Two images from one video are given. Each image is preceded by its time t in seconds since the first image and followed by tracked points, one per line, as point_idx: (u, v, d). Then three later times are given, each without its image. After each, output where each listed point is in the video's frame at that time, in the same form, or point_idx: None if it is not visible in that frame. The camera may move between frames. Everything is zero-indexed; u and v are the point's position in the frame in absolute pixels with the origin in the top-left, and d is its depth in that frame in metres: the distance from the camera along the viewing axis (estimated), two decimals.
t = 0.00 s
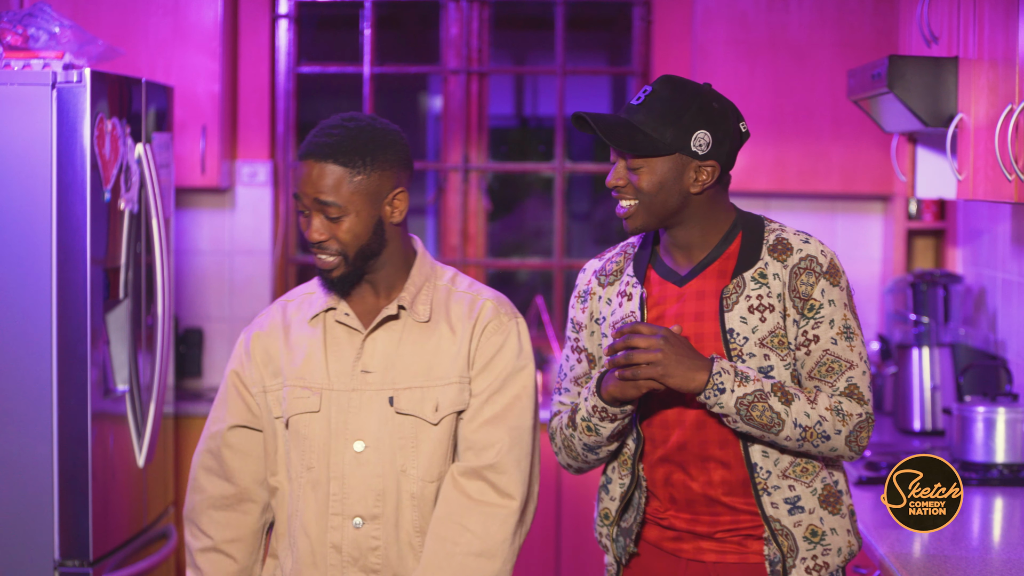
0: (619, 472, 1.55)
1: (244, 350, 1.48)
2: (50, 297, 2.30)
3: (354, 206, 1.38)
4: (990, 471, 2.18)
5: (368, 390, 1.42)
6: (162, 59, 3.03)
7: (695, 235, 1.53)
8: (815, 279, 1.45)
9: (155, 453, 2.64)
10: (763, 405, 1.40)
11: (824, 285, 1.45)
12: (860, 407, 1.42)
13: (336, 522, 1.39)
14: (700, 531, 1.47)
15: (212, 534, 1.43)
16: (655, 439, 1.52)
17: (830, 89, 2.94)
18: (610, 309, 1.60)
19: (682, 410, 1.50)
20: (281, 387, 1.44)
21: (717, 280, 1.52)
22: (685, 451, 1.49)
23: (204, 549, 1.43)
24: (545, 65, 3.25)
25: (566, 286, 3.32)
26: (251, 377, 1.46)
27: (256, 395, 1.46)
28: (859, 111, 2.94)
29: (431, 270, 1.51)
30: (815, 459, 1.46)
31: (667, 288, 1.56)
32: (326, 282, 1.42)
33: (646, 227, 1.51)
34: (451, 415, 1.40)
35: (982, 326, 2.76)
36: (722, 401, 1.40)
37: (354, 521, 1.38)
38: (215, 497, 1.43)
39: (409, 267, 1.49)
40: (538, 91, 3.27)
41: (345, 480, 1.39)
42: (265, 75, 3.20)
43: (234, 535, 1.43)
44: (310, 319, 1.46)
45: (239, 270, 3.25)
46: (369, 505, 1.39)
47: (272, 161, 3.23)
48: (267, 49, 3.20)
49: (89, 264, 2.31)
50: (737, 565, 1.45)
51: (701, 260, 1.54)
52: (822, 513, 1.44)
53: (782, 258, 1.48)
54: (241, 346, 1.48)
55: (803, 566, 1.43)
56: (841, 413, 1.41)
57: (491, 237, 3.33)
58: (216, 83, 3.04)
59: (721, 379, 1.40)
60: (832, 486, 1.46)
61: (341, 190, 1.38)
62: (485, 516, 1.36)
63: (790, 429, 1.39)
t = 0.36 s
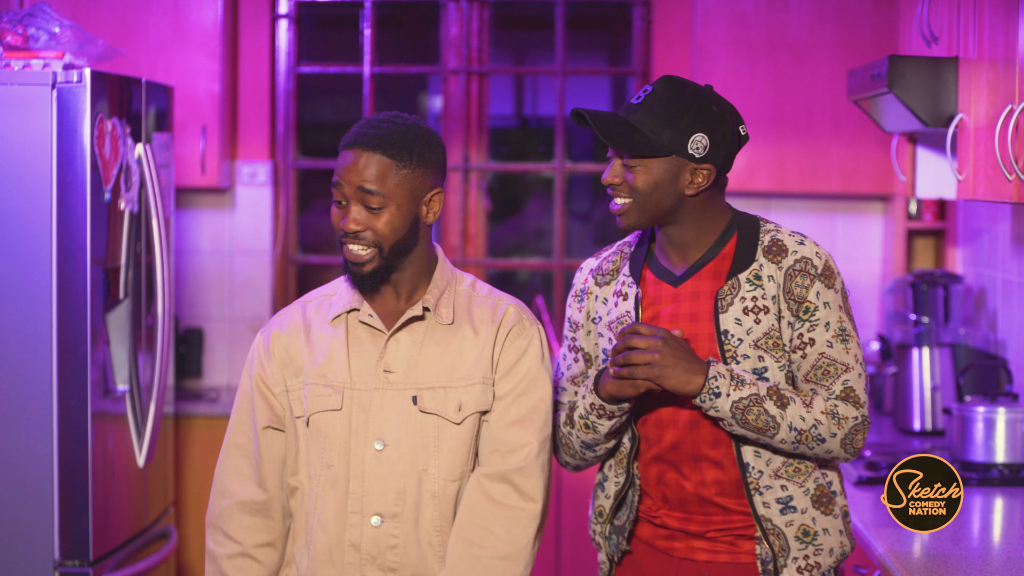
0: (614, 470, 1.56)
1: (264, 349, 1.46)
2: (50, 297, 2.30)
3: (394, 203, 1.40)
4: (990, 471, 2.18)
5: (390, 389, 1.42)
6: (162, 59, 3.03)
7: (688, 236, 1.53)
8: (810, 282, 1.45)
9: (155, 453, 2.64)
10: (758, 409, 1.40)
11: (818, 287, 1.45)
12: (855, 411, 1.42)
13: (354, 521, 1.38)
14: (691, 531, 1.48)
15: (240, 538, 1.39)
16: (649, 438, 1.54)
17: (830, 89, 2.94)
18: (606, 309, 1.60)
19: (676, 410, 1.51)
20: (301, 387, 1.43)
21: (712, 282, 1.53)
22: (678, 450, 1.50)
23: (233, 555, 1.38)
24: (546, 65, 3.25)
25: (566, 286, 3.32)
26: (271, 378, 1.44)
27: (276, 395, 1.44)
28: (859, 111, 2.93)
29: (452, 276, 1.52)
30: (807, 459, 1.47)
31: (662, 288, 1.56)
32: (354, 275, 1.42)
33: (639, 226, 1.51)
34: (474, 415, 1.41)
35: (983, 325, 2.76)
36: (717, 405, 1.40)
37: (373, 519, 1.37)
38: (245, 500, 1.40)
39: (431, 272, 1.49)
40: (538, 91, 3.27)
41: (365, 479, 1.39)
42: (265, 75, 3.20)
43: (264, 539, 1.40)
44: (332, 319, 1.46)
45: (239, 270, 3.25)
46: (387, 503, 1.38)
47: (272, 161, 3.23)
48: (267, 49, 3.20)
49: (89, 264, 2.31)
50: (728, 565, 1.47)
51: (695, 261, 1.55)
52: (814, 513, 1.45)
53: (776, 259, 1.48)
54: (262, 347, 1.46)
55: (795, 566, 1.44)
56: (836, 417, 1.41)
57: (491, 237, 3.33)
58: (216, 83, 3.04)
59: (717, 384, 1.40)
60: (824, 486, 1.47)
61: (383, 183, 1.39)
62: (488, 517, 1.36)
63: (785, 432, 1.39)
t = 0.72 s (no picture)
0: (612, 467, 1.56)
1: (262, 348, 1.43)
2: (50, 296, 2.30)
3: (401, 204, 1.39)
4: (990, 471, 2.18)
5: (395, 390, 1.42)
6: (162, 59, 3.03)
7: (689, 234, 1.53)
8: (810, 283, 1.46)
9: (155, 453, 2.64)
10: (757, 410, 1.40)
11: (818, 289, 1.46)
12: (854, 412, 1.43)
13: (360, 522, 1.37)
14: (688, 529, 1.48)
15: (241, 540, 1.36)
16: (647, 436, 1.54)
17: (830, 89, 2.94)
18: (605, 307, 1.60)
19: (674, 408, 1.51)
20: (303, 389, 1.41)
21: (711, 281, 1.53)
22: (677, 448, 1.51)
23: (235, 557, 1.36)
24: (546, 65, 3.25)
25: (565, 286, 3.32)
26: (272, 380, 1.42)
27: (276, 398, 1.42)
28: (859, 111, 2.93)
29: (450, 277, 1.52)
30: (804, 459, 1.48)
31: (662, 287, 1.56)
32: (357, 277, 1.41)
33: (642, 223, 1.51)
34: (480, 415, 1.41)
35: (982, 325, 2.76)
36: (716, 405, 1.40)
37: (380, 520, 1.37)
38: (246, 501, 1.37)
39: (431, 274, 1.50)
40: (538, 91, 3.26)
41: (372, 480, 1.38)
42: (265, 75, 3.20)
43: (265, 540, 1.37)
44: (333, 321, 1.45)
45: (239, 270, 3.25)
46: (395, 503, 1.38)
47: (271, 161, 3.23)
48: (267, 49, 3.20)
49: (88, 263, 2.31)
50: (724, 563, 1.46)
51: (696, 260, 1.55)
52: (811, 512, 1.46)
53: (777, 260, 1.48)
54: (259, 348, 1.43)
55: (793, 564, 1.44)
56: (835, 418, 1.42)
57: (491, 237, 3.33)
58: (216, 83, 3.04)
59: (716, 384, 1.40)
60: (821, 485, 1.48)
61: (390, 184, 1.38)
62: (492, 518, 1.37)
63: (783, 433, 1.40)
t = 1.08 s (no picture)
0: (606, 461, 1.56)
1: (263, 350, 1.43)
2: (50, 296, 2.30)
3: (399, 206, 1.39)
4: (990, 471, 2.18)
5: (397, 392, 1.42)
6: (162, 58, 3.03)
7: (700, 224, 1.54)
8: (810, 283, 1.47)
9: (155, 454, 2.64)
10: (748, 407, 1.40)
11: (817, 289, 1.47)
12: (842, 415, 1.44)
13: (362, 524, 1.37)
14: (680, 528, 1.48)
15: (244, 542, 1.36)
16: (644, 431, 1.53)
17: (830, 89, 2.94)
18: (605, 301, 1.60)
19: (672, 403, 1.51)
20: (304, 391, 1.41)
21: (714, 275, 1.53)
22: (673, 444, 1.51)
23: (238, 560, 1.36)
24: (546, 65, 3.25)
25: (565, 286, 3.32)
26: (273, 382, 1.41)
27: (277, 400, 1.41)
28: (859, 111, 2.94)
29: (450, 278, 1.52)
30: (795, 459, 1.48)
31: (664, 281, 1.57)
32: (360, 276, 1.41)
33: (687, 176, 1.49)
34: (481, 416, 1.41)
35: (982, 325, 2.76)
36: (708, 400, 1.40)
37: (382, 522, 1.37)
38: (249, 504, 1.37)
39: (431, 274, 1.50)
40: (538, 91, 3.26)
41: (374, 481, 1.38)
42: (265, 75, 3.20)
43: (268, 543, 1.38)
44: (334, 322, 1.44)
45: (239, 270, 3.25)
46: (397, 505, 1.38)
47: (271, 161, 3.24)
48: (267, 49, 3.20)
49: (89, 264, 2.31)
50: (715, 562, 1.47)
51: (700, 253, 1.55)
52: (801, 512, 1.46)
53: (778, 259, 1.49)
54: (261, 352, 1.42)
55: (783, 563, 1.44)
56: (824, 421, 1.42)
57: (491, 237, 3.33)
58: (216, 84, 3.04)
59: (709, 378, 1.41)
60: (810, 485, 1.48)
61: (389, 186, 1.38)
62: (492, 519, 1.37)
63: (773, 433, 1.40)
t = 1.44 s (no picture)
0: (591, 463, 1.57)
1: (264, 354, 1.43)
2: (50, 297, 2.30)
3: (392, 205, 1.39)
4: (990, 471, 2.18)
5: (396, 394, 1.41)
6: (162, 59, 3.03)
7: (701, 236, 1.55)
8: (804, 303, 1.48)
9: (155, 454, 2.64)
10: (729, 425, 1.42)
11: (810, 310, 1.48)
12: (820, 440, 1.45)
13: (362, 526, 1.37)
14: (661, 526, 1.51)
15: (248, 544, 1.37)
16: (631, 434, 1.55)
17: (830, 89, 2.94)
18: (600, 304, 1.60)
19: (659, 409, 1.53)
20: (303, 393, 1.42)
21: (711, 288, 1.55)
22: (660, 448, 1.53)
23: (241, 562, 1.36)
24: (546, 65, 3.25)
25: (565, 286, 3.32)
26: (272, 385, 1.41)
27: (278, 402, 1.42)
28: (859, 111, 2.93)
29: (452, 278, 1.52)
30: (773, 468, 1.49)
31: (661, 289, 1.58)
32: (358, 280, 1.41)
33: (696, 202, 1.51)
34: (481, 417, 1.41)
35: (982, 325, 2.76)
36: (691, 415, 1.42)
37: (381, 524, 1.37)
38: (251, 506, 1.37)
39: (431, 274, 1.49)
40: (538, 91, 3.26)
41: (373, 484, 1.38)
42: (265, 75, 3.20)
43: (271, 545, 1.38)
44: (334, 324, 1.44)
45: (239, 270, 3.25)
46: (397, 507, 1.38)
47: (272, 161, 3.24)
48: (267, 49, 3.20)
49: (88, 264, 2.30)
50: (694, 560, 1.48)
51: (698, 264, 1.56)
52: (779, 519, 1.48)
53: (775, 276, 1.50)
54: (262, 356, 1.42)
55: (766, 570, 1.46)
56: (800, 444, 1.43)
57: (491, 237, 3.33)
58: (216, 83, 3.04)
59: (695, 396, 1.42)
60: (788, 493, 1.50)
61: (381, 185, 1.38)
62: (492, 520, 1.37)
63: (749, 451, 1.42)
